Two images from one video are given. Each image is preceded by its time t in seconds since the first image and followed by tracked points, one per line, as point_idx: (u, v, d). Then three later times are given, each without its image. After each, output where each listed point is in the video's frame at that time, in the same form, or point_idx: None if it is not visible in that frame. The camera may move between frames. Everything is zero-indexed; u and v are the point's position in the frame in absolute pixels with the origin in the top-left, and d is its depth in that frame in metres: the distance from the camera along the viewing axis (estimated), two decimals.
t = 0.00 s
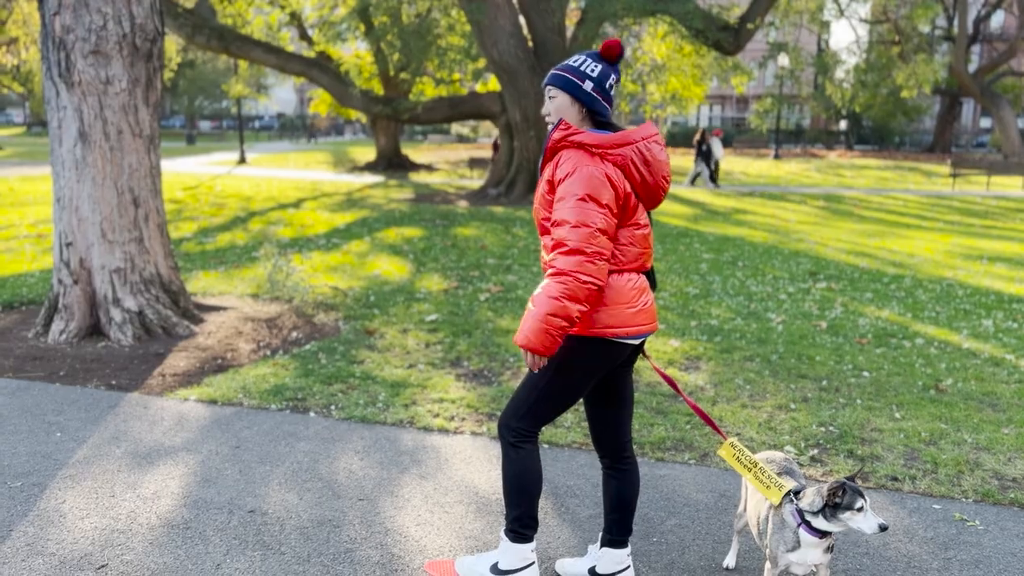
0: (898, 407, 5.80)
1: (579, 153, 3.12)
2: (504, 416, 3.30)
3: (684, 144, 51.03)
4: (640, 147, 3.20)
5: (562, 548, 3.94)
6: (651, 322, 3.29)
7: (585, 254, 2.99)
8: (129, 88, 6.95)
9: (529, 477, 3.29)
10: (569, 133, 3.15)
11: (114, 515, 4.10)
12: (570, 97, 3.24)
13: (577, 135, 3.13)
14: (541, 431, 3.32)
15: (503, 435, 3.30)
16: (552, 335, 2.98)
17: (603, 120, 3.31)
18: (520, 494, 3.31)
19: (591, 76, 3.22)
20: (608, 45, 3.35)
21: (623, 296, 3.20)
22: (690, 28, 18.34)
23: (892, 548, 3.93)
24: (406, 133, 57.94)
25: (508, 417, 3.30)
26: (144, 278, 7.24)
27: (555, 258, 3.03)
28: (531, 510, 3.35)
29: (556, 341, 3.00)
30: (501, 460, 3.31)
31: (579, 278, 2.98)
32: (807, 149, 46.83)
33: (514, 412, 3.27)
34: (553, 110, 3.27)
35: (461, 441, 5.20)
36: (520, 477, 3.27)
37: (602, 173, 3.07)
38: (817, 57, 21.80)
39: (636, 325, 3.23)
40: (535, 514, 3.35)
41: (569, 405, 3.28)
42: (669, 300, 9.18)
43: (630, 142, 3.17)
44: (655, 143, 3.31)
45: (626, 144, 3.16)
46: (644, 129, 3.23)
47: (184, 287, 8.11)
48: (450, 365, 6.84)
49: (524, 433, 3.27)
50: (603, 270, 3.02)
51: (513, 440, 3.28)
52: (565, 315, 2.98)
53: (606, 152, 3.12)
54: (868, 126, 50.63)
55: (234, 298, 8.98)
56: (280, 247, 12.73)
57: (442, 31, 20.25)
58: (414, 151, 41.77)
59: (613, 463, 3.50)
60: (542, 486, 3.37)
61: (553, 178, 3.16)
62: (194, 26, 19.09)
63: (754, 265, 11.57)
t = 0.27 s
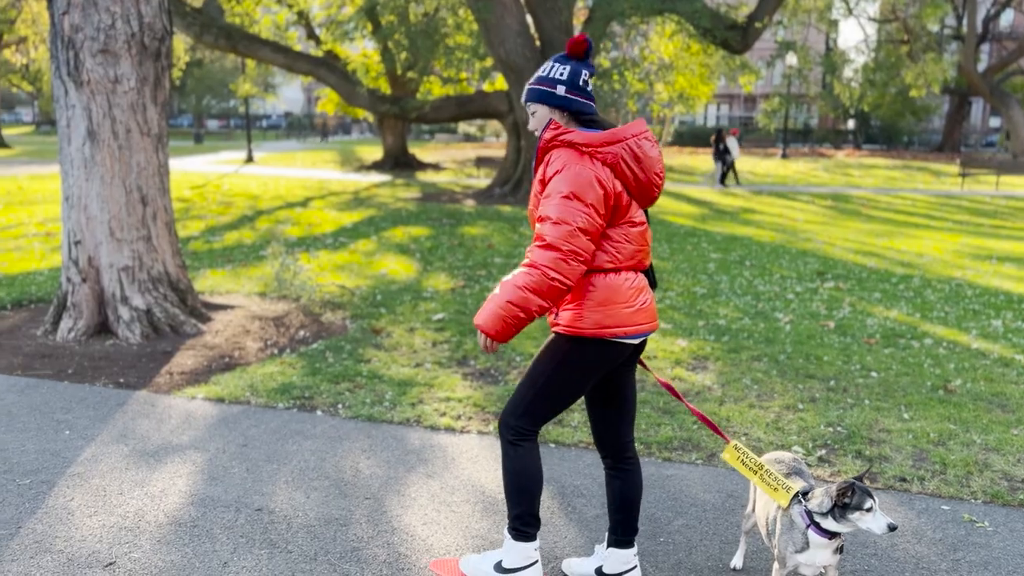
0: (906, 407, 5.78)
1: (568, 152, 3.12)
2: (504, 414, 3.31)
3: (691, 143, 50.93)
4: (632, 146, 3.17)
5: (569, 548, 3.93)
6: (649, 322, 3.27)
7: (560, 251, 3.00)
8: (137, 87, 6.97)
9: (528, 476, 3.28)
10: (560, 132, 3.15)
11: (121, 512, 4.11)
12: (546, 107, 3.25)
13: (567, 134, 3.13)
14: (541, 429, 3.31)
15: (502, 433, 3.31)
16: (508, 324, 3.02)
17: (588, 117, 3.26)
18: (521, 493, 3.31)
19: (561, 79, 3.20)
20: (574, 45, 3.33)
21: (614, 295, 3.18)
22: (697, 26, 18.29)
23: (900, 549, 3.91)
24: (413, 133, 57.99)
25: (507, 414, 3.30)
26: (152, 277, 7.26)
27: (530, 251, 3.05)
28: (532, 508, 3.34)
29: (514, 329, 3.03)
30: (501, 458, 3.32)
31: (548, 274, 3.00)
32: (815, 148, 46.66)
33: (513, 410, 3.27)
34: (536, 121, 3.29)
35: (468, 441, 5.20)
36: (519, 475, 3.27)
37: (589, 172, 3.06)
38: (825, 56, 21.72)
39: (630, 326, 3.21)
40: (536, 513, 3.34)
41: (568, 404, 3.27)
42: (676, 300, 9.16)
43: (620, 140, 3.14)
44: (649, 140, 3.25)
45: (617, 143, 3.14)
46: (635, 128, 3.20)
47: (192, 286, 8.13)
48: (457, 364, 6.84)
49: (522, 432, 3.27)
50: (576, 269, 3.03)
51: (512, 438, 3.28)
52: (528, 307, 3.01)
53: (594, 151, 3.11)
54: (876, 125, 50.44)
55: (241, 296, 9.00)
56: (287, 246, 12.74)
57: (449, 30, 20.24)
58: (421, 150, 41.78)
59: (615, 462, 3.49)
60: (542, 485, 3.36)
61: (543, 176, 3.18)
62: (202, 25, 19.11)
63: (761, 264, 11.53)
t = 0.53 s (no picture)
0: (919, 408, 5.75)
1: (546, 162, 3.12)
2: (493, 413, 3.31)
3: (703, 143, 50.82)
4: (609, 148, 3.16)
5: (580, 548, 3.93)
6: (639, 323, 3.28)
7: (552, 264, 3.00)
8: (151, 87, 7.01)
9: (518, 473, 3.27)
10: (535, 143, 3.15)
11: (135, 510, 4.14)
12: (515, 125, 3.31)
13: (544, 144, 3.13)
14: (529, 429, 3.31)
15: (491, 432, 3.31)
16: (514, 345, 3.01)
17: (559, 121, 3.29)
18: (510, 491, 3.28)
19: (523, 92, 3.23)
20: (524, 53, 3.34)
21: (605, 299, 3.19)
22: (710, 26, 18.24)
23: (913, 551, 3.89)
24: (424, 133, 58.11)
25: (496, 413, 3.30)
26: (165, 276, 7.30)
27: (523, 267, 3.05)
28: (520, 504, 3.31)
29: (519, 349, 3.02)
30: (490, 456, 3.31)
31: (545, 290, 3.00)
32: (827, 147, 46.44)
33: (503, 409, 3.27)
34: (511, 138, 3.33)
35: (479, 440, 5.20)
36: (507, 473, 3.25)
37: (569, 181, 3.06)
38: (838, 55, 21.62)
39: (621, 328, 3.22)
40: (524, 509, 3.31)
41: (558, 403, 3.27)
42: (688, 300, 9.14)
43: (595, 145, 3.13)
44: (624, 139, 3.23)
45: (594, 147, 3.13)
46: (610, 130, 3.18)
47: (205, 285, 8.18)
48: (468, 364, 6.85)
49: (511, 431, 3.26)
50: (572, 281, 3.03)
51: (501, 437, 3.28)
52: (530, 327, 3.01)
53: (571, 159, 3.10)
54: (889, 125, 50.17)
55: (254, 295, 9.04)
56: (299, 245, 12.80)
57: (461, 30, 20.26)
58: (432, 149, 41.81)
59: (614, 465, 3.48)
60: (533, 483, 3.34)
61: (524, 190, 3.17)
62: (215, 26, 19.20)
63: (773, 264, 11.50)
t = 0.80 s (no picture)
0: (938, 411, 5.70)
1: (516, 167, 3.13)
2: (471, 413, 3.37)
3: (719, 143, 50.59)
4: (574, 145, 3.19)
5: (595, 550, 3.92)
6: (614, 319, 3.33)
7: (544, 270, 3.05)
8: (169, 88, 7.06)
9: (498, 472, 3.32)
10: (502, 150, 3.17)
11: (153, 508, 4.17)
12: (495, 109, 3.24)
13: (511, 149, 3.15)
14: (506, 427, 3.36)
15: (471, 431, 3.37)
16: (493, 329, 3.10)
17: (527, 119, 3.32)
18: (491, 487, 3.34)
19: (512, 81, 3.22)
20: (506, 49, 3.36)
21: (581, 295, 3.23)
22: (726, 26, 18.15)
23: (932, 555, 3.86)
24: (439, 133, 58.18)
25: (474, 413, 3.36)
26: (183, 275, 7.35)
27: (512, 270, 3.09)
28: (501, 503, 3.37)
29: (497, 341, 3.12)
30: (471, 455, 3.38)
31: (534, 294, 3.06)
32: (845, 148, 46.14)
33: (479, 408, 3.33)
34: (482, 125, 3.26)
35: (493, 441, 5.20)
36: (487, 472, 3.32)
37: (544, 183, 3.07)
38: (856, 55, 21.49)
39: (600, 323, 3.27)
40: (504, 506, 3.37)
41: (533, 400, 3.32)
42: (704, 301, 9.10)
43: (563, 142, 3.15)
44: (588, 134, 3.27)
45: (562, 146, 3.14)
46: (574, 127, 3.21)
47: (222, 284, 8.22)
48: (483, 364, 6.85)
49: (488, 429, 3.32)
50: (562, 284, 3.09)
51: (479, 435, 3.33)
52: (516, 323, 3.09)
53: (542, 161, 3.11)
54: (907, 125, 49.77)
55: (270, 295, 9.08)
56: (315, 245, 12.84)
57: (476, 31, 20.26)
58: (447, 150, 41.86)
59: (600, 461, 3.50)
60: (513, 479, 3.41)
61: (496, 195, 3.18)
62: (232, 27, 19.28)
63: (790, 266, 11.43)
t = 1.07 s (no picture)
0: (961, 415, 5.63)
1: (491, 147, 3.21)
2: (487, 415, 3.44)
3: (738, 144, 50.33)
4: (548, 125, 3.25)
5: (615, 553, 3.91)
6: (594, 300, 3.42)
7: (511, 247, 3.10)
8: (191, 90, 7.11)
9: (517, 472, 3.39)
10: (475, 131, 3.25)
11: (176, 507, 4.21)
12: (487, 87, 3.36)
13: (484, 131, 3.22)
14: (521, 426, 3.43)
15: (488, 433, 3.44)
16: (468, 315, 3.16)
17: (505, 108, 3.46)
18: (509, 488, 3.40)
19: (505, 69, 3.42)
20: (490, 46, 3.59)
21: (562, 279, 3.32)
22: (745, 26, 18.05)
23: (957, 561, 3.82)
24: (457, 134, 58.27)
25: (489, 414, 3.43)
26: (204, 276, 7.40)
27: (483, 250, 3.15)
28: (522, 503, 3.44)
29: (470, 324, 3.18)
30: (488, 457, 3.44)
31: (501, 272, 3.11)
32: (865, 148, 45.76)
33: (494, 409, 3.41)
34: (471, 101, 3.34)
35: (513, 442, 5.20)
36: (507, 473, 3.38)
37: (516, 162, 3.14)
38: (877, 55, 21.35)
39: (582, 305, 3.36)
40: (524, 507, 3.44)
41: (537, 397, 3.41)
42: (723, 303, 9.05)
43: (536, 123, 3.21)
44: (560, 114, 3.33)
45: (534, 126, 3.20)
46: (546, 107, 3.28)
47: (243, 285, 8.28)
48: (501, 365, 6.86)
49: (504, 429, 3.40)
50: (530, 263, 3.14)
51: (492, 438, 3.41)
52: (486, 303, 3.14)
53: (515, 142, 3.18)
54: (928, 125, 49.29)
55: (290, 295, 9.14)
56: (334, 246, 12.90)
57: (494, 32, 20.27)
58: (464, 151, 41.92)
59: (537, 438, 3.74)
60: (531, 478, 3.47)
61: (472, 175, 3.26)
62: (252, 29, 19.40)
63: (810, 267, 11.35)
